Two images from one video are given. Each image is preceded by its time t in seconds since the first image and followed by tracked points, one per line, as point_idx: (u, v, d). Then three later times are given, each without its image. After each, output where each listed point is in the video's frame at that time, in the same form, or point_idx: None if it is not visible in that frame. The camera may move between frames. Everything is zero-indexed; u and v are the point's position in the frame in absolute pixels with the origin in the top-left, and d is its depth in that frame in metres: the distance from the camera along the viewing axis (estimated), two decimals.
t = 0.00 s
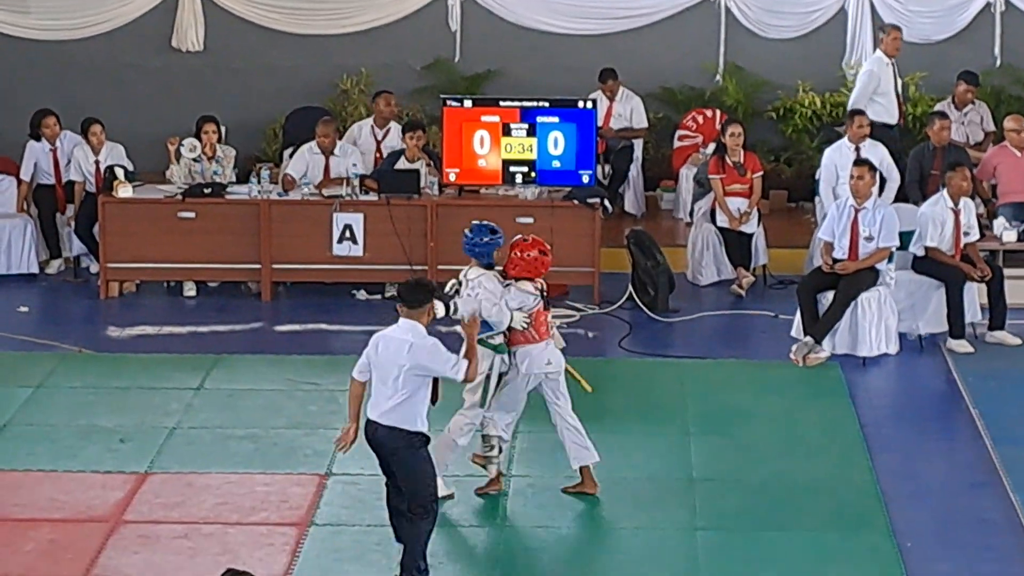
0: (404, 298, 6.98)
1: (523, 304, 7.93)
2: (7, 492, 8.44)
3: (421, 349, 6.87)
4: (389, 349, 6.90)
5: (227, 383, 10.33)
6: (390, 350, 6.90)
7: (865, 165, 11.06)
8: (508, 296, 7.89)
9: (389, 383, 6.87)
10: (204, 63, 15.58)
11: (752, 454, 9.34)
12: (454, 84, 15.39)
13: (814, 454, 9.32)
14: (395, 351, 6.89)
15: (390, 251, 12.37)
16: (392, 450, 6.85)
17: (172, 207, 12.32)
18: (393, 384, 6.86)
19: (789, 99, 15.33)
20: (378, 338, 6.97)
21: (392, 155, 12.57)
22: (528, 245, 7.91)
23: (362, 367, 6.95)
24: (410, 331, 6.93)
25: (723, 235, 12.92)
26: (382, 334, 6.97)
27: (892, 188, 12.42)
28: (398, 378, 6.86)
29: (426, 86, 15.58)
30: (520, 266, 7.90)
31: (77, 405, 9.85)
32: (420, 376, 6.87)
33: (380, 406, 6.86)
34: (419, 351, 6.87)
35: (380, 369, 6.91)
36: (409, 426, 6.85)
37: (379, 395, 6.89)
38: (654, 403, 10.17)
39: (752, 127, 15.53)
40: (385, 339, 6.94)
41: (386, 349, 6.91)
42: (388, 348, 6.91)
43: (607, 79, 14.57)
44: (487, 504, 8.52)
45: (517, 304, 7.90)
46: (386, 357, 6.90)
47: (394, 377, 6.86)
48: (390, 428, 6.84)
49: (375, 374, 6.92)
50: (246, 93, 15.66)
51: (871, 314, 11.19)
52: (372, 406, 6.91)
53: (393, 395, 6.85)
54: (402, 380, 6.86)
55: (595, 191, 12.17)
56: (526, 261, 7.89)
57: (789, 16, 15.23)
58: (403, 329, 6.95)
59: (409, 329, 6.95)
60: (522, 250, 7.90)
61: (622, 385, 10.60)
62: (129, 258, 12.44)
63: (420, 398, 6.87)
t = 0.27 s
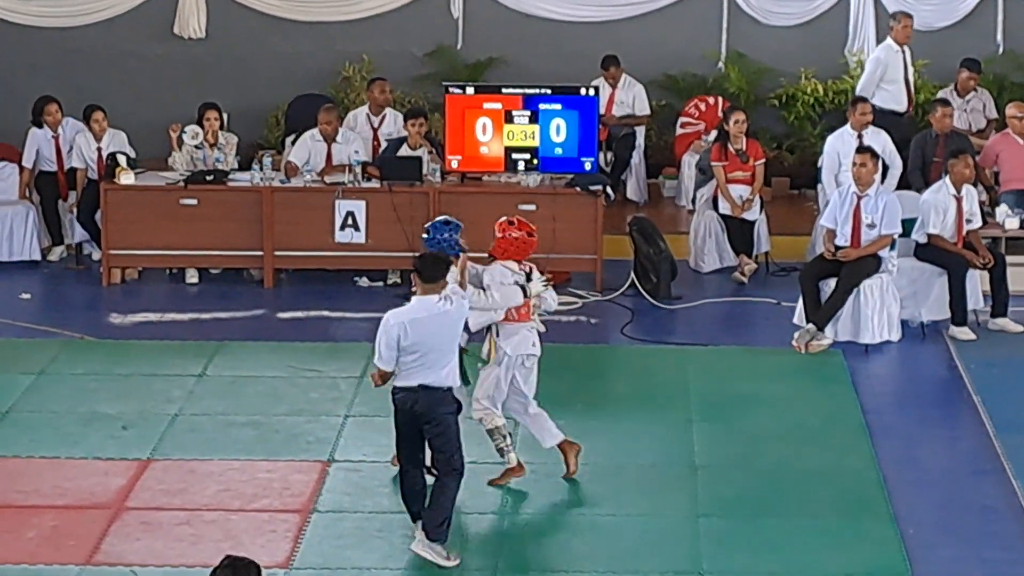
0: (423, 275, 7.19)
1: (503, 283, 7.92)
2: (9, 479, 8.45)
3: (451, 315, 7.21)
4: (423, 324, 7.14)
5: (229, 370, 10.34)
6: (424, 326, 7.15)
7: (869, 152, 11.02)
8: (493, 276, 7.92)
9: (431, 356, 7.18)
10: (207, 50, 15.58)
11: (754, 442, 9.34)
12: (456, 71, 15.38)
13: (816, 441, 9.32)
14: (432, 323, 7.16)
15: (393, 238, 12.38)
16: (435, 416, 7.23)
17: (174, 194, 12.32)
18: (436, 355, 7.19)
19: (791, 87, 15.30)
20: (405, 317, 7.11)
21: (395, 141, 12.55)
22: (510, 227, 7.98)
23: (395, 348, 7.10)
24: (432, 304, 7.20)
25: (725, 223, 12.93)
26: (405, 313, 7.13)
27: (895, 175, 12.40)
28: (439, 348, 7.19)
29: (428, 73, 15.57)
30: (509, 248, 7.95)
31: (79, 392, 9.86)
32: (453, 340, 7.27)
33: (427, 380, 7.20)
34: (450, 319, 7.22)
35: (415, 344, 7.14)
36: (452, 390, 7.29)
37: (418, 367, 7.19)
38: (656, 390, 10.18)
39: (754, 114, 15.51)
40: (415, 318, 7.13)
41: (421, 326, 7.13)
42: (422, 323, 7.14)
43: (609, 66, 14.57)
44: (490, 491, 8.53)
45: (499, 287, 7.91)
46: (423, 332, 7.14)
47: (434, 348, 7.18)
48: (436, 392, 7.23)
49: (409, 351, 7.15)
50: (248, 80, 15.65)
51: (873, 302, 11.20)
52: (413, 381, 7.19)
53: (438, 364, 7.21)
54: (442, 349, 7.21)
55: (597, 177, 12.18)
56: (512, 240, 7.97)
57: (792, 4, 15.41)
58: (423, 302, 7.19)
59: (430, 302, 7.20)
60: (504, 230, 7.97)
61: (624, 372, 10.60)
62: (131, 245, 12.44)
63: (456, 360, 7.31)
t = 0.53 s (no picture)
0: (446, 253, 7.37)
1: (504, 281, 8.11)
2: (13, 471, 8.47)
3: (472, 294, 7.36)
4: (443, 302, 7.30)
5: (232, 361, 10.35)
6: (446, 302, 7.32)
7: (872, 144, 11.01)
8: (496, 274, 8.08)
9: (451, 333, 7.35)
10: (210, 42, 15.58)
11: (757, 434, 9.35)
12: (459, 63, 15.38)
13: (819, 433, 9.32)
14: (452, 301, 7.31)
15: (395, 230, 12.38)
16: (460, 393, 7.42)
17: (178, 185, 12.33)
18: (456, 332, 7.36)
19: (795, 79, 15.28)
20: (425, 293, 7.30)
21: (399, 132, 12.58)
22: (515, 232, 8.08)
23: (413, 324, 7.30)
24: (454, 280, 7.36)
25: (728, 214, 12.93)
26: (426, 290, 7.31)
27: (898, 167, 12.45)
28: (460, 326, 7.36)
29: (431, 65, 15.56)
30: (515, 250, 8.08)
31: (83, 384, 9.88)
32: (475, 318, 7.42)
33: (453, 355, 7.39)
34: (472, 297, 7.37)
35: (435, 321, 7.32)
36: (474, 368, 7.45)
37: (439, 344, 7.37)
38: (659, 382, 10.18)
39: (757, 106, 15.49)
40: (437, 294, 7.30)
41: (442, 302, 7.31)
42: (443, 301, 7.30)
43: (613, 57, 14.57)
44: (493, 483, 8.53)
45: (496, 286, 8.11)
46: (443, 309, 7.31)
47: (455, 326, 7.34)
48: (457, 369, 7.40)
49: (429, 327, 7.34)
50: (250, 72, 15.64)
51: (876, 294, 11.17)
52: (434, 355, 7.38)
53: (459, 342, 7.38)
54: (463, 327, 7.37)
55: (600, 169, 12.16)
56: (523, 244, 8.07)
57: None
58: (445, 279, 7.36)
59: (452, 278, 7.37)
60: (512, 234, 8.07)
61: (627, 364, 10.61)
62: (134, 237, 12.45)
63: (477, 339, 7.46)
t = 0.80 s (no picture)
0: (458, 234, 7.44)
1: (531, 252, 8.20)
2: (14, 459, 8.50)
3: (487, 274, 7.46)
4: (463, 284, 7.37)
5: (233, 350, 10.37)
6: (463, 284, 7.38)
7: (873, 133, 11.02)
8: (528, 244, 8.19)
9: (468, 313, 7.43)
10: (211, 31, 15.59)
11: (758, 423, 9.36)
12: (460, 52, 15.39)
13: (820, 422, 9.34)
14: (470, 282, 7.39)
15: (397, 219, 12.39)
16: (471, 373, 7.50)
17: (179, 174, 12.33)
18: (473, 313, 7.45)
19: (796, 68, 15.28)
20: (446, 276, 7.34)
21: (400, 121, 12.59)
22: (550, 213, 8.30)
23: (435, 308, 7.32)
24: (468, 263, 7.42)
25: (729, 203, 12.94)
26: (445, 273, 7.35)
27: (899, 156, 12.45)
28: (476, 306, 7.45)
29: (433, 54, 15.57)
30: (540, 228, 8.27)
31: (84, 373, 9.90)
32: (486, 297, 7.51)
33: (468, 337, 7.47)
34: (486, 277, 7.47)
35: (453, 303, 7.38)
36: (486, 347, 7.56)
37: (455, 325, 7.44)
38: (660, 371, 10.20)
39: (758, 95, 15.49)
40: (455, 277, 7.35)
41: (461, 285, 7.37)
42: (462, 283, 7.37)
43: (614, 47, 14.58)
44: (494, 472, 8.54)
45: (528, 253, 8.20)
46: (463, 292, 7.38)
47: (472, 307, 7.43)
48: (472, 349, 7.49)
49: (448, 309, 7.38)
50: (252, 61, 15.64)
51: (876, 283, 11.18)
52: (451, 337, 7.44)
53: (474, 322, 7.47)
54: (478, 308, 7.46)
55: (602, 159, 12.16)
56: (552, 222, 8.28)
57: None
58: (460, 261, 7.42)
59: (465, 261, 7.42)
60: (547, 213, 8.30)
61: (627, 353, 10.62)
62: (135, 226, 12.45)
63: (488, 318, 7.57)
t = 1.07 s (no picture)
0: (457, 215, 7.49)
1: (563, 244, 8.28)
2: (12, 447, 8.51)
3: (486, 255, 7.51)
4: (461, 265, 7.43)
5: (231, 338, 10.37)
6: (462, 266, 7.43)
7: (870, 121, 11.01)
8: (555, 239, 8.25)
9: (466, 294, 7.49)
10: (208, 19, 15.57)
11: (754, 411, 9.37)
12: (457, 40, 15.38)
13: (818, 410, 9.35)
14: (469, 264, 7.45)
15: (395, 207, 12.41)
16: (472, 350, 7.57)
17: (176, 163, 12.33)
18: (471, 294, 7.50)
19: (793, 56, 15.27)
20: (445, 257, 7.40)
21: (396, 111, 12.57)
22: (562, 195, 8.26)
23: (432, 288, 7.39)
24: (467, 245, 7.47)
25: (727, 191, 12.94)
26: (443, 253, 7.41)
27: (896, 144, 12.41)
28: (474, 287, 7.51)
29: (430, 42, 15.56)
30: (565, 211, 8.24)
31: (81, 361, 9.91)
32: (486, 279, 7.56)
33: (465, 318, 7.54)
34: (486, 258, 7.52)
35: (451, 283, 7.44)
36: (484, 327, 7.62)
37: (453, 305, 7.50)
38: (657, 359, 10.20)
39: (756, 83, 15.49)
40: (453, 258, 7.41)
41: (460, 267, 7.43)
42: (460, 265, 7.43)
43: (611, 35, 14.55)
44: (491, 460, 8.56)
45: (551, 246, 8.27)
46: (461, 273, 7.43)
47: (470, 288, 7.49)
48: (469, 329, 7.55)
49: (445, 289, 7.45)
50: (250, 48, 15.63)
51: (874, 271, 11.19)
52: (449, 317, 7.52)
53: (472, 302, 7.53)
54: (477, 288, 7.52)
55: (599, 147, 12.16)
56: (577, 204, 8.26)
57: None
58: (459, 242, 7.47)
59: (465, 243, 7.47)
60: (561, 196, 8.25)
61: (625, 341, 10.63)
62: (132, 214, 12.45)
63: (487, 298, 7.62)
